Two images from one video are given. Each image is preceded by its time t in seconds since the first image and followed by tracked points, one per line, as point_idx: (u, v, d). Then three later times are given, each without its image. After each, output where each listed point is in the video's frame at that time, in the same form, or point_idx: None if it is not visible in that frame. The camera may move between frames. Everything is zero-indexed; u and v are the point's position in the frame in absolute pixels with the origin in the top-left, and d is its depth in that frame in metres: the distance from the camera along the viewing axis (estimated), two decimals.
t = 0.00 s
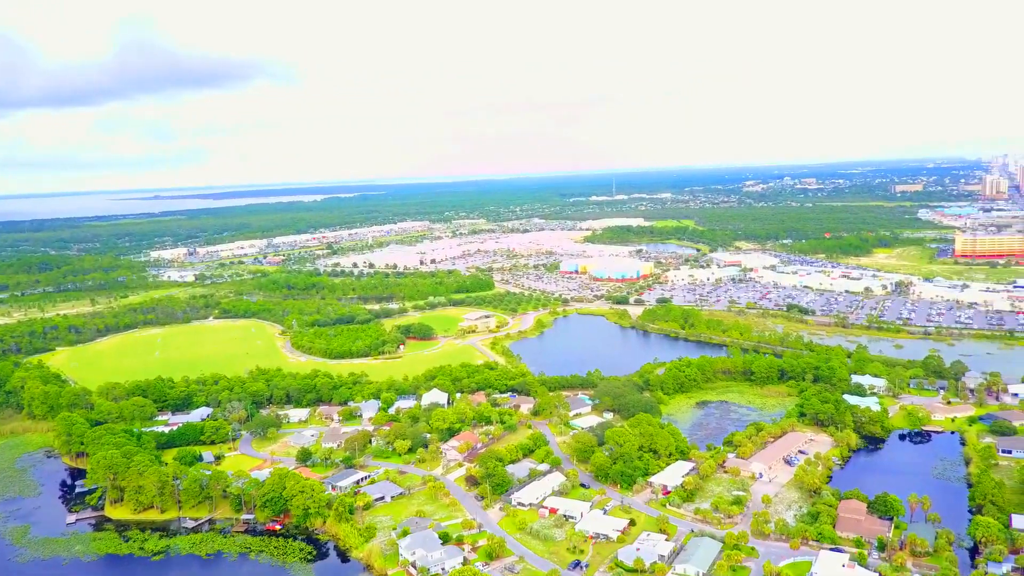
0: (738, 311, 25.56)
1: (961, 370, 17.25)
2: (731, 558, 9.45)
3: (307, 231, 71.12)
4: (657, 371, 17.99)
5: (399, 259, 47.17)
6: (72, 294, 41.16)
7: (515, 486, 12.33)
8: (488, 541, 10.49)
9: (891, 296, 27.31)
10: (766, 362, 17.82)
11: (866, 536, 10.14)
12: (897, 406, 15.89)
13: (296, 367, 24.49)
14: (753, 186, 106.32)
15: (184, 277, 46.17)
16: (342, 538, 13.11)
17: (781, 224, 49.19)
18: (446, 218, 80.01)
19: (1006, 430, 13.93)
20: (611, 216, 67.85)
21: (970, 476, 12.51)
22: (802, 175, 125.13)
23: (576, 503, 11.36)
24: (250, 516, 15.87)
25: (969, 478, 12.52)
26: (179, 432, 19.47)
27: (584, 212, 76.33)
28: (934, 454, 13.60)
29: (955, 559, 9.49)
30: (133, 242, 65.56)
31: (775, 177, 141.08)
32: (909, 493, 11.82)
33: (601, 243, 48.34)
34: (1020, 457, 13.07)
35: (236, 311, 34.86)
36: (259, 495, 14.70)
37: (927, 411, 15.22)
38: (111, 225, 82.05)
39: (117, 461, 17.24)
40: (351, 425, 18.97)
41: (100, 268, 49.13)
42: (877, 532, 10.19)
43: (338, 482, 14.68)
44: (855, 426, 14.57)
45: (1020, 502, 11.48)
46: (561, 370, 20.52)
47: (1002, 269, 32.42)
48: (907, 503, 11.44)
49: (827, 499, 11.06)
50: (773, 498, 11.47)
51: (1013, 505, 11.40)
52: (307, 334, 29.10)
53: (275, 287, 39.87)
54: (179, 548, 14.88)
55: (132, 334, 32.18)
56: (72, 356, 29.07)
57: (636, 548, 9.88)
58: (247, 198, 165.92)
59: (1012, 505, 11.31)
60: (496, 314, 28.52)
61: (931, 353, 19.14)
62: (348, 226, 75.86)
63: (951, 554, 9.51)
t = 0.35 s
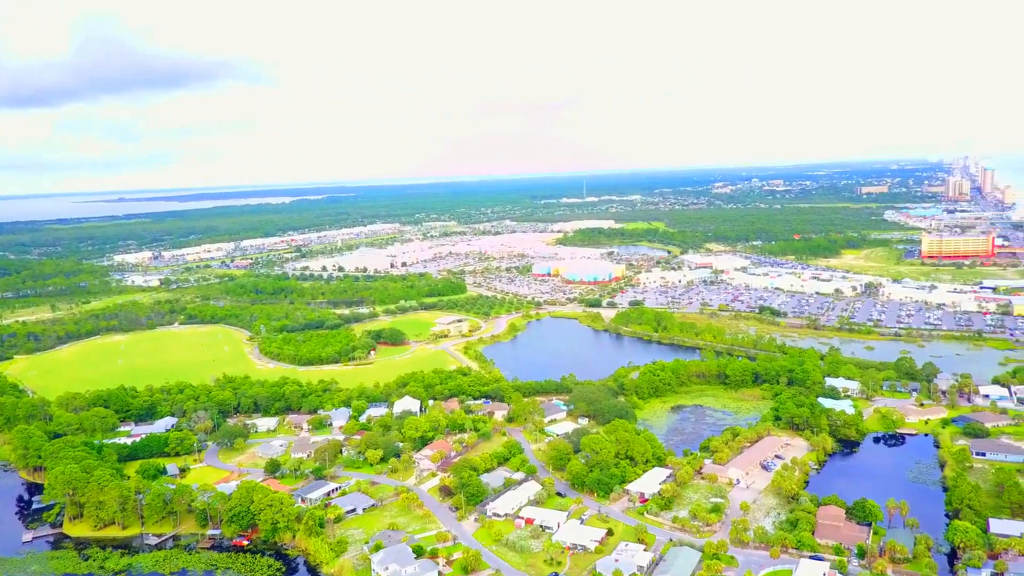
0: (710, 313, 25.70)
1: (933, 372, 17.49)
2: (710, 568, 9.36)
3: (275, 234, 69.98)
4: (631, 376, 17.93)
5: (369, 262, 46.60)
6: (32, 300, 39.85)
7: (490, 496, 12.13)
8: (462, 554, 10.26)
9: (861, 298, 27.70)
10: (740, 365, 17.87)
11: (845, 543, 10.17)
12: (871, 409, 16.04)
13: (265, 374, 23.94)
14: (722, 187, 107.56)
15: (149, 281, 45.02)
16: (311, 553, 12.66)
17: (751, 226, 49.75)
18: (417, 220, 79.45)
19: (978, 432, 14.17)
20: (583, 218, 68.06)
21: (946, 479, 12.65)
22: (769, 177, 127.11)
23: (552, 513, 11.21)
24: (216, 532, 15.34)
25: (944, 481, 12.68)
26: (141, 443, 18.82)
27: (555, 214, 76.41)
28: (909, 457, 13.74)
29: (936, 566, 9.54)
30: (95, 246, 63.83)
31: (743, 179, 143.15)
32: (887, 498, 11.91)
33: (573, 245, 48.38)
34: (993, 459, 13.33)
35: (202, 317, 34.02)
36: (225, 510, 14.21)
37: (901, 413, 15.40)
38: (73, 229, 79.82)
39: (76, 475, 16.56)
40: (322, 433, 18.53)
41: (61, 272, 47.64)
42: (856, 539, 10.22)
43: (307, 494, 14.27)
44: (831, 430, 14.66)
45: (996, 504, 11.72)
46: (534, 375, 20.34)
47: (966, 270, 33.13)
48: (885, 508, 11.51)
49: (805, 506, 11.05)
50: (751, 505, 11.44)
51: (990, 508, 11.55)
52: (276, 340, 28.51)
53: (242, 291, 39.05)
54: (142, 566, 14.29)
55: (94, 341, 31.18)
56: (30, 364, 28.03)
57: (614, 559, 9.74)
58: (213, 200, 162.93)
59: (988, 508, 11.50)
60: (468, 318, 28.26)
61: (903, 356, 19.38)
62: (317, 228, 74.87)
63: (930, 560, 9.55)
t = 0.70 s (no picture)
0: (684, 315, 25.79)
1: (906, 374, 17.71)
2: None
3: (244, 237, 68.75)
4: (606, 380, 17.86)
5: (340, 265, 45.95)
6: None
7: (465, 506, 11.90)
8: (439, 566, 10.04)
9: (832, 299, 28.05)
10: (715, 368, 17.90)
11: (825, 549, 10.18)
12: (846, 411, 16.18)
13: (233, 382, 23.35)
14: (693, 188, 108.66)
15: (112, 285, 43.83)
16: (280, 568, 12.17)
17: (721, 227, 50.26)
18: (388, 222, 78.75)
19: (951, 434, 14.38)
20: (555, 220, 68.09)
21: (921, 482, 12.79)
22: (738, 179, 128.90)
23: (529, 522, 11.06)
24: (182, 547, 14.81)
25: (919, 484, 12.82)
26: (103, 455, 18.19)
27: (527, 216, 76.35)
28: (884, 460, 13.87)
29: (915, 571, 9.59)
30: (57, 250, 62.07)
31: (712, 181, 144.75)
32: (865, 503, 11.99)
33: (545, 248, 48.32)
34: (967, 461, 13.53)
35: (168, 322, 33.16)
36: (191, 524, 13.73)
37: (875, 416, 15.57)
38: (34, 232, 77.57)
39: (33, 491, 15.88)
40: (292, 441, 18.11)
41: (20, 277, 46.13)
42: (836, 545, 10.24)
43: (277, 506, 13.88)
44: (807, 433, 14.75)
45: (972, 507, 11.89)
46: (508, 379, 20.14)
47: (933, 271, 33.78)
48: (863, 513, 11.57)
49: (784, 511, 11.05)
50: (729, 511, 11.42)
51: (966, 511, 11.70)
52: (244, 346, 27.88)
53: (210, 296, 38.20)
54: None
55: (54, 348, 30.15)
56: None
57: (593, 569, 9.62)
58: (179, 202, 159.75)
59: (964, 511, 11.65)
60: (441, 322, 27.95)
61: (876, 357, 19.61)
62: (286, 231, 73.79)
63: (910, 566, 9.59)
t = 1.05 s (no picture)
0: (654, 317, 25.86)
1: (875, 375, 17.94)
2: None
3: (207, 240, 67.25)
4: (578, 385, 17.76)
5: (306, 268, 45.13)
6: None
7: (437, 516, 11.65)
8: None
9: (800, 300, 28.41)
10: (687, 372, 17.91)
11: (802, 556, 10.19)
12: (818, 413, 16.32)
13: (195, 390, 22.68)
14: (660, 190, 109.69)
15: (70, 291, 42.41)
16: None
17: (689, 229, 50.68)
18: (356, 224, 77.79)
19: (923, 437, 14.58)
20: (524, 222, 68.00)
21: (894, 486, 12.92)
22: (704, 180, 130.69)
23: (503, 533, 10.87)
24: (142, 565, 14.20)
25: (892, 487, 12.95)
26: (58, 469, 17.43)
27: (496, 218, 76.18)
28: (857, 463, 14.00)
29: None
30: (12, 254, 59.96)
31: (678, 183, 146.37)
32: (841, 508, 12.03)
33: (515, 250, 48.14)
34: (939, 463, 13.72)
35: (128, 329, 32.15)
36: (151, 541, 13.16)
37: (847, 418, 15.74)
38: None
39: None
40: (257, 451, 17.60)
41: None
42: (813, 552, 10.25)
43: (241, 520, 13.43)
44: (780, 437, 14.81)
45: (946, 511, 12.05)
46: (478, 384, 19.89)
47: (898, 272, 34.48)
48: (839, 518, 11.63)
49: (759, 518, 11.02)
50: (705, 519, 11.37)
51: (940, 516, 11.82)
52: (207, 353, 27.13)
53: (172, 301, 37.17)
54: None
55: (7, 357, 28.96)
56: None
57: None
58: (139, 204, 155.79)
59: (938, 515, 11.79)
60: (410, 327, 27.56)
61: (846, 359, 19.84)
62: (252, 234, 72.43)
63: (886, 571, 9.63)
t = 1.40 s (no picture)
0: (625, 320, 25.87)
1: (846, 377, 18.14)
2: None
3: (172, 243, 65.69)
4: (551, 389, 17.63)
5: (273, 271, 44.29)
6: None
7: (409, 527, 11.41)
8: None
9: (770, 301, 28.69)
10: (660, 375, 17.90)
11: (780, 563, 10.19)
12: (791, 416, 16.43)
13: (158, 399, 22.01)
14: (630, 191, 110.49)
15: (27, 296, 40.95)
16: None
17: (659, 230, 51.02)
18: (324, 226, 76.73)
19: (895, 438, 14.74)
20: (495, 223, 67.81)
21: (868, 489, 13.04)
22: (671, 180, 132.17)
23: (477, 543, 10.69)
24: None
25: (866, 490, 13.06)
26: (12, 484, 16.69)
27: (466, 219, 75.81)
28: (831, 466, 14.11)
29: None
30: None
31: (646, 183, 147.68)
32: (817, 512, 12.09)
33: (486, 252, 47.89)
34: (912, 466, 13.89)
35: (89, 335, 31.14)
36: (110, 558, 12.60)
37: (821, 421, 15.87)
38: None
39: None
40: (223, 462, 17.09)
41: None
42: (790, 559, 10.25)
43: (207, 535, 12.99)
44: (754, 440, 14.87)
45: (921, 514, 12.19)
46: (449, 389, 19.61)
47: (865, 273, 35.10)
48: (815, 524, 11.67)
49: (736, 525, 11.01)
50: (682, 525, 11.33)
51: (914, 519, 11.94)
52: (171, 359, 26.38)
53: (134, 306, 36.13)
54: None
55: None
56: None
57: None
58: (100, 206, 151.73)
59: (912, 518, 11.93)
60: (381, 331, 27.14)
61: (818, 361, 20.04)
62: (218, 236, 70.97)
63: None
